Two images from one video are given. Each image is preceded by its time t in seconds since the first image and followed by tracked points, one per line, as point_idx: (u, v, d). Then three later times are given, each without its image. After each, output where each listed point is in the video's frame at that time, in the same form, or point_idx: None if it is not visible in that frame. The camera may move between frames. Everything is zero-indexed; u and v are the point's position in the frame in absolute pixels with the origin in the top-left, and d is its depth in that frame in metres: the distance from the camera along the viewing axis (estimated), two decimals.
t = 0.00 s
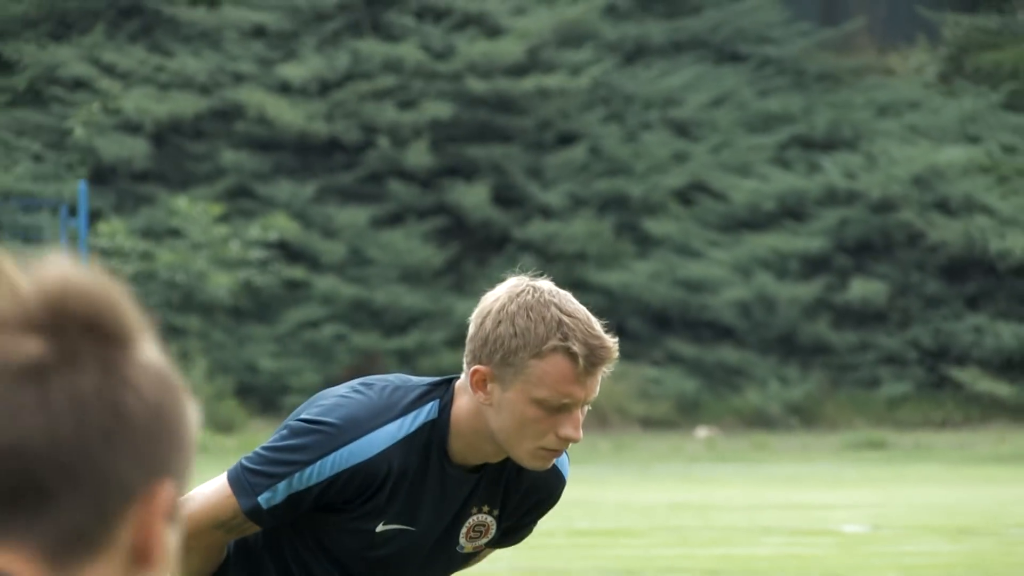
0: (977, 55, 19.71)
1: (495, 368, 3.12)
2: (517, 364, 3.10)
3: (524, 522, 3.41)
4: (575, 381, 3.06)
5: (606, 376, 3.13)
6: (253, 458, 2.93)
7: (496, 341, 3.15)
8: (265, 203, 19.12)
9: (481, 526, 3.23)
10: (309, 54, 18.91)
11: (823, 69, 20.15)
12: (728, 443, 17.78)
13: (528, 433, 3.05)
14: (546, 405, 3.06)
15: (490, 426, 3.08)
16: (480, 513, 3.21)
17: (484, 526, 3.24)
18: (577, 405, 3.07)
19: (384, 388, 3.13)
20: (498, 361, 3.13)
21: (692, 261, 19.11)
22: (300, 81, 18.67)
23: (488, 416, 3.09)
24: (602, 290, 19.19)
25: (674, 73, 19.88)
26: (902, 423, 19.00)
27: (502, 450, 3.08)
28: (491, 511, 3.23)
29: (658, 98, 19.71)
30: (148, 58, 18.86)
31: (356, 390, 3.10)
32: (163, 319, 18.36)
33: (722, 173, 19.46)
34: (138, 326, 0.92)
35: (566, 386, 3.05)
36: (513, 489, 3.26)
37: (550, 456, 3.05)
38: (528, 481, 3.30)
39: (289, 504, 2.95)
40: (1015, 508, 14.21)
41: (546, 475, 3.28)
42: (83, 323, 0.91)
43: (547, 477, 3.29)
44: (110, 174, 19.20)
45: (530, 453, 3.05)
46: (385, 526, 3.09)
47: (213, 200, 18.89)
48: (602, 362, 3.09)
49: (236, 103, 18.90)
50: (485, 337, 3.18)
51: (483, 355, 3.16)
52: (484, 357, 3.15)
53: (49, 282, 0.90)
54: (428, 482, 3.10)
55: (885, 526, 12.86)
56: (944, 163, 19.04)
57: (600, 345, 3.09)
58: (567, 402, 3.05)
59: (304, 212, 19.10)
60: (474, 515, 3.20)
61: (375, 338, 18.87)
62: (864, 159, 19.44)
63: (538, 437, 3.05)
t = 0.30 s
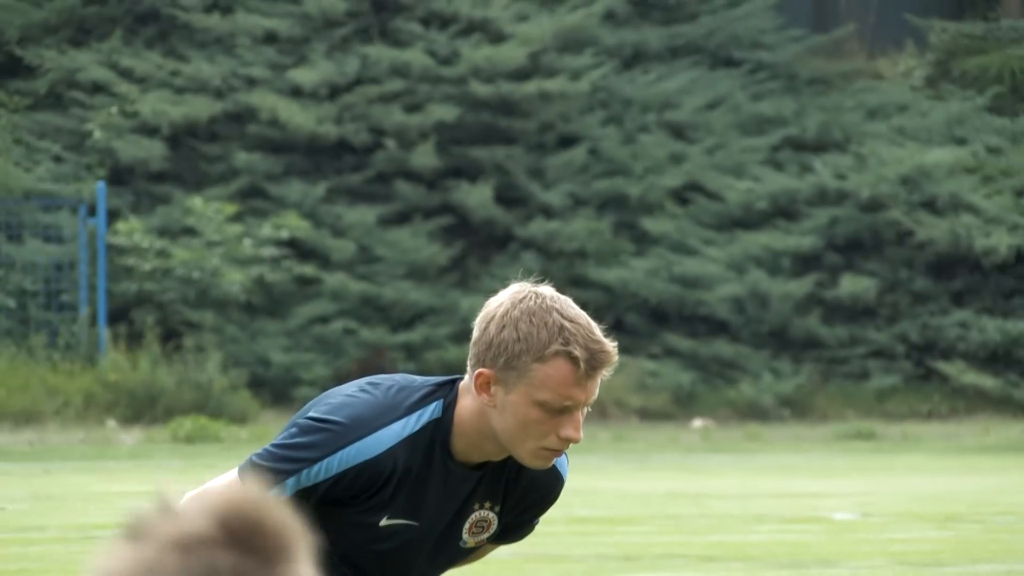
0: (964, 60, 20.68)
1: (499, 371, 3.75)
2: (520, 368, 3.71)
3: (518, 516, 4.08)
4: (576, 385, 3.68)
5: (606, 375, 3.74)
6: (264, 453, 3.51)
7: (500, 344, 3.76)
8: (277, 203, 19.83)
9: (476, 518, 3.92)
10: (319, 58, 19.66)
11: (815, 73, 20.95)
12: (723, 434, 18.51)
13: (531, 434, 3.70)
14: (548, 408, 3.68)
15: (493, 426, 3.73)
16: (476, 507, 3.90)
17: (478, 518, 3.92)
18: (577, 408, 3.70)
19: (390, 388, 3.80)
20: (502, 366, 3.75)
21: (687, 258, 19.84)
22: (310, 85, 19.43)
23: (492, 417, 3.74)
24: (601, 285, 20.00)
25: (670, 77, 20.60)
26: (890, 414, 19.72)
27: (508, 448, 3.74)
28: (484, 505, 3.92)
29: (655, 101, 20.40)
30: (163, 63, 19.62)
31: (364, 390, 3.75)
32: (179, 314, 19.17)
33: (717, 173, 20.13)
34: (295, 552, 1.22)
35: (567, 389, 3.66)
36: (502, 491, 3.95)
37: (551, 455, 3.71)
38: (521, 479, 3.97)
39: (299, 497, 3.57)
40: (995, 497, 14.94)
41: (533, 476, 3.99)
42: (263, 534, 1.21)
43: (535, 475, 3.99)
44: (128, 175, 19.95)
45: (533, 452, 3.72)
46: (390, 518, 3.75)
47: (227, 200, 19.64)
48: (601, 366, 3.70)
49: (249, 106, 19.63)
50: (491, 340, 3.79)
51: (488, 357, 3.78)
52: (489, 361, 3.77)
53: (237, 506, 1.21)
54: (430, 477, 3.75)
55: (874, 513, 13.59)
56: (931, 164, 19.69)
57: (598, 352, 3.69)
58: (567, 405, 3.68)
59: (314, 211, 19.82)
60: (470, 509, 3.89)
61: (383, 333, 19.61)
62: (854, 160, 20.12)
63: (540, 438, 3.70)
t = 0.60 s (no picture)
0: (951, 62, 21.59)
1: (501, 365, 3.96)
2: (521, 362, 3.92)
3: (515, 495, 4.35)
4: (573, 379, 3.91)
5: (601, 369, 3.98)
6: (275, 449, 3.86)
7: (500, 338, 3.97)
8: (288, 200, 20.53)
9: (478, 505, 4.17)
10: (329, 61, 20.38)
11: (806, 75, 21.77)
12: (718, 423, 19.23)
13: (530, 426, 3.93)
14: (547, 401, 3.91)
15: (493, 419, 3.95)
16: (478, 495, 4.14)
17: (481, 506, 4.17)
18: (574, 400, 3.93)
19: (394, 381, 4.03)
20: (502, 359, 3.96)
21: (684, 254, 20.57)
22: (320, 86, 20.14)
23: (492, 408, 3.96)
24: (600, 280, 20.72)
25: (667, 79, 21.33)
26: (880, 403, 20.44)
27: (508, 439, 3.97)
28: (488, 493, 4.17)
29: (652, 102, 21.12)
30: (178, 65, 20.35)
31: (369, 382, 4.00)
32: (194, 307, 19.89)
33: (713, 172, 20.87)
34: None
35: (565, 382, 3.89)
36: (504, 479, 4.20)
37: (549, 444, 3.96)
38: (516, 464, 4.22)
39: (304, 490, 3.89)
40: (982, 483, 15.63)
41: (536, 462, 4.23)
42: None
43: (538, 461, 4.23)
44: (144, 173, 20.67)
45: (532, 442, 3.95)
46: (395, 508, 4.02)
47: (240, 197, 20.36)
48: (596, 361, 3.94)
49: (261, 107, 20.36)
50: (492, 334, 3.99)
51: (488, 351, 3.99)
52: (489, 354, 3.98)
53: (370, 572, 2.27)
54: (433, 467, 4.00)
55: (864, 500, 14.28)
56: (919, 163, 20.48)
57: (594, 350, 3.93)
58: (564, 399, 3.91)
59: (324, 208, 20.54)
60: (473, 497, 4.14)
61: (390, 325, 20.30)
62: (845, 159, 20.86)
63: (539, 429, 3.93)
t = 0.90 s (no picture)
0: (936, 65, 22.37)
1: (494, 354, 4.01)
2: (513, 351, 3.97)
3: (514, 482, 4.33)
4: (564, 367, 3.95)
5: (592, 357, 4.02)
6: (278, 442, 3.79)
7: (495, 330, 4.02)
8: (296, 198, 21.27)
9: (480, 488, 4.14)
10: (336, 63, 21.10)
11: (795, 78, 22.52)
12: (711, 413, 19.97)
13: (522, 412, 3.95)
14: (539, 388, 3.95)
15: (487, 405, 3.96)
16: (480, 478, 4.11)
17: (482, 488, 4.14)
18: (564, 387, 3.98)
19: (393, 372, 4.01)
20: (496, 348, 4.01)
21: (679, 250, 21.30)
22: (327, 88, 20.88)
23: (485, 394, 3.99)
24: (597, 275, 21.48)
25: (662, 81, 22.01)
26: (867, 394, 21.21)
27: (502, 426, 3.99)
28: (489, 476, 4.14)
29: (648, 104, 21.81)
30: (190, 67, 21.13)
31: (369, 374, 3.98)
32: (205, 301, 20.64)
33: (706, 170, 21.60)
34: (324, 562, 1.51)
35: (557, 370, 3.94)
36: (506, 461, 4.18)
37: (543, 430, 3.97)
38: (517, 448, 4.19)
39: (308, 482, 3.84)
40: (969, 471, 16.30)
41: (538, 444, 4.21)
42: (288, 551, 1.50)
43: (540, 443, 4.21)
44: (157, 172, 21.45)
45: (525, 428, 3.96)
46: (398, 494, 3.98)
47: (249, 195, 21.09)
48: (588, 349, 3.98)
49: (270, 108, 21.11)
50: (486, 324, 4.05)
51: (483, 340, 4.04)
52: (484, 342, 4.03)
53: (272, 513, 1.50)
54: (434, 453, 3.98)
55: (851, 487, 15.01)
56: (905, 161, 21.27)
57: (585, 338, 3.97)
58: (556, 385, 3.96)
59: (331, 206, 21.26)
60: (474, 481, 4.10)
61: (394, 318, 21.02)
62: (834, 158, 21.61)
63: (532, 415, 3.96)
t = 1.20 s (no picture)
0: (919, 68, 23.15)
1: (489, 346, 4.38)
2: (507, 344, 4.35)
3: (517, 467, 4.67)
4: (556, 361, 4.32)
5: (584, 354, 4.39)
6: (281, 420, 4.20)
7: (493, 323, 4.40)
8: (302, 196, 22.05)
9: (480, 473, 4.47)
10: (340, 66, 21.89)
11: (784, 80, 23.33)
12: (703, 404, 20.75)
13: (515, 403, 4.31)
14: (532, 381, 4.31)
15: (480, 395, 4.32)
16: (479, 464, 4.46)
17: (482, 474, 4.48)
18: (557, 381, 4.34)
19: (395, 360, 4.41)
20: (491, 341, 4.38)
21: (671, 247, 22.10)
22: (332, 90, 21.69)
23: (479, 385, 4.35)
24: (592, 271, 22.28)
25: (655, 84, 22.73)
26: (853, 385, 21.98)
27: (495, 416, 4.34)
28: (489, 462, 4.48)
29: (641, 105, 22.56)
30: (199, 70, 21.95)
31: (371, 361, 4.36)
32: (214, 296, 21.43)
33: (697, 169, 22.40)
34: (166, 427, 1.73)
35: (549, 364, 4.31)
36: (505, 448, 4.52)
37: (534, 422, 4.33)
38: (515, 438, 4.54)
39: (309, 459, 4.21)
40: (951, 460, 17.02)
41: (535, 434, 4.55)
42: (123, 424, 1.72)
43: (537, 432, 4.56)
44: (167, 171, 22.22)
45: (517, 419, 4.32)
46: (398, 477, 4.33)
47: (257, 193, 21.89)
48: (579, 346, 4.35)
49: (276, 109, 21.89)
50: (483, 319, 4.43)
51: (479, 334, 4.41)
52: (480, 336, 4.41)
53: (96, 389, 1.72)
54: (430, 438, 4.34)
55: (838, 475, 15.78)
56: (889, 161, 22.08)
57: (577, 335, 4.34)
58: (548, 378, 4.32)
59: (335, 204, 22.03)
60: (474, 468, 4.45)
61: (396, 312, 21.80)
62: (820, 158, 22.42)
63: (523, 407, 4.32)
